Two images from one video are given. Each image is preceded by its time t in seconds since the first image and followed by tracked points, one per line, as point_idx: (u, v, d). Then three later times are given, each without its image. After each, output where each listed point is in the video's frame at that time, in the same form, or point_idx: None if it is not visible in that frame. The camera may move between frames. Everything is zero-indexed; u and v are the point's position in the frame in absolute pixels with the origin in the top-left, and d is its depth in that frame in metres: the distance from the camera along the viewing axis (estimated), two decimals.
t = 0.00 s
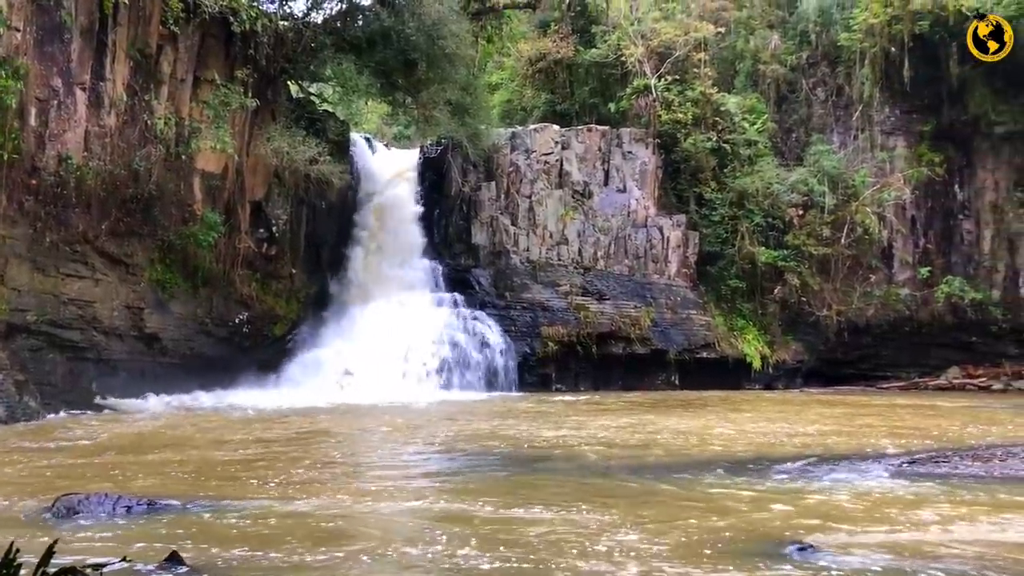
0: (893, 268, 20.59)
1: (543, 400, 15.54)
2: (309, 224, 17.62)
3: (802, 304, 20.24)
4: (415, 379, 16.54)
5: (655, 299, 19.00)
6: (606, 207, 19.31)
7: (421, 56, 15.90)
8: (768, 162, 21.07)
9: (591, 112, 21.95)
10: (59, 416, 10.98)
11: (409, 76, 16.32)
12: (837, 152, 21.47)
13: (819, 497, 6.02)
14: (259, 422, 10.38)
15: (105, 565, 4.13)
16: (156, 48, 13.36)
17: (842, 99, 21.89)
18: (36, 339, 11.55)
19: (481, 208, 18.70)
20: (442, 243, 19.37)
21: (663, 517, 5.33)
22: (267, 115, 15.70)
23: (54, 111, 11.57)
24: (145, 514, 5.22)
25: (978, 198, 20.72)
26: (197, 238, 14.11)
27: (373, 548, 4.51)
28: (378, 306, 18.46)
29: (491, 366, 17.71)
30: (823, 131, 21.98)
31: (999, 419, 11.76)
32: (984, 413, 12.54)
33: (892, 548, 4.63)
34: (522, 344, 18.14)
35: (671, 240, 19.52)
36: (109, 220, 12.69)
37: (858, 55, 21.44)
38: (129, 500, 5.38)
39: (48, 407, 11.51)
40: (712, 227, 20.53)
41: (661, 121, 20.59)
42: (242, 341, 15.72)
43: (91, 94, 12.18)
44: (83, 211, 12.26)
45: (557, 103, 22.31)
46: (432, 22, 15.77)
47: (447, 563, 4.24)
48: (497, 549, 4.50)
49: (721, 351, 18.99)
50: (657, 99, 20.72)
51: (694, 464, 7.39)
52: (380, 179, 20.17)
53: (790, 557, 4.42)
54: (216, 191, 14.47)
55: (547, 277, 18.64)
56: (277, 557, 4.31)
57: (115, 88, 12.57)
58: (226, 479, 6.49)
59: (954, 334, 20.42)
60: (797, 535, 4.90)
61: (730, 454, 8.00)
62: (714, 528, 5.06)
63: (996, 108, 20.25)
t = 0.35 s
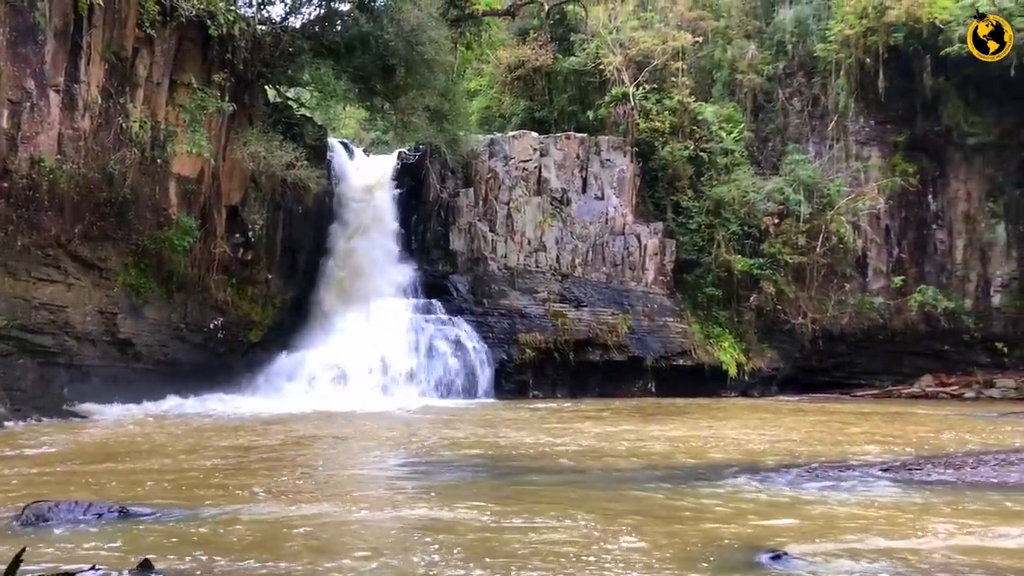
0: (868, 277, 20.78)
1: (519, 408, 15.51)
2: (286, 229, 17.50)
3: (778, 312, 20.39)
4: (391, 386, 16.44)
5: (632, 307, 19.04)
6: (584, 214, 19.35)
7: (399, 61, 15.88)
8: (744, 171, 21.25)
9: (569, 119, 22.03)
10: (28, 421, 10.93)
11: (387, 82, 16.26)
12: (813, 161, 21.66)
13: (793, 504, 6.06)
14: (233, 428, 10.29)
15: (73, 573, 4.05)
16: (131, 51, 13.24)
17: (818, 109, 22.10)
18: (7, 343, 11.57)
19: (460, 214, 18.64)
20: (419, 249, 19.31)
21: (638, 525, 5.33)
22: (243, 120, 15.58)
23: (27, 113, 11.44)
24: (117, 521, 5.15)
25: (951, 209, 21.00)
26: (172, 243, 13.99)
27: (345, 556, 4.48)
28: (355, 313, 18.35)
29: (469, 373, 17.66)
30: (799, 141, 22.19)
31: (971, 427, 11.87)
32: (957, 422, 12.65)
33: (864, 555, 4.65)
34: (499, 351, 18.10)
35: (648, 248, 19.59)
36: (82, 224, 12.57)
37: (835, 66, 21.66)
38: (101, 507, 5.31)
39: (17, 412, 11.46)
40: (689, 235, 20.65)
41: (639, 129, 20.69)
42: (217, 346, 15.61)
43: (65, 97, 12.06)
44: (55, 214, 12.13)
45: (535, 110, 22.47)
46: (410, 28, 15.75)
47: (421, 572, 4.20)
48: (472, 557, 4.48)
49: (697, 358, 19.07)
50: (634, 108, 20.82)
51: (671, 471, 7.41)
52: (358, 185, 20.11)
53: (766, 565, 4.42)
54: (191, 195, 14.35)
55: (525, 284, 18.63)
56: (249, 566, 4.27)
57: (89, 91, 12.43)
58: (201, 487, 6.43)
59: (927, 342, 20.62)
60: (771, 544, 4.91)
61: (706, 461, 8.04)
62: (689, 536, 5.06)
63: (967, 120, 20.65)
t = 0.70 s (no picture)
0: (845, 280, 20.92)
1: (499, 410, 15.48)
2: (265, 229, 17.37)
3: (756, 315, 20.50)
4: (370, 387, 16.37)
5: (612, 309, 19.06)
6: (564, 216, 19.38)
7: (380, 62, 15.78)
8: (723, 175, 21.39)
9: (550, 122, 22.05)
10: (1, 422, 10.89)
11: (367, 83, 16.17)
12: (791, 165, 21.80)
13: (771, 508, 6.06)
14: (212, 431, 10.20)
15: None
16: (109, 49, 13.11)
17: (796, 114, 22.24)
18: None
19: (440, 216, 18.60)
20: (400, 251, 19.24)
21: (617, 528, 5.32)
22: (222, 120, 15.44)
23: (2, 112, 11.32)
24: (92, 525, 5.08)
25: (927, 213, 21.22)
26: (149, 243, 13.86)
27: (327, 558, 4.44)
28: (335, 314, 18.23)
29: (450, 375, 17.58)
30: (778, 145, 22.34)
31: (948, 430, 11.99)
32: (933, 425, 12.73)
33: (843, 557, 4.66)
34: (479, 353, 18.07)
35: (628, 251, 19.63)
36: (58, 224, 12.45)
37: (814, 71, 21.82)
38: (75, 511, 5.23)
39: None
40: (669, 237, 20.72)
41: (619, 131, 20.74)
42: (195, 348, 15.44)
43: (41, 95, 11.92)
44: (30, 213, 12.00)
45: (515, 113, 22.45)
46: (391, 28, 15.63)
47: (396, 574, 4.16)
48: (454, 558, 4.47)
49: (677, 361, 19.13)
50: (615, 110, 20.86)
51: (652, 474, 7.42)
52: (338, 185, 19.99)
53: (747, 567, 4.41)
54: (170, 196, 14.24)
55: (505, 286, 18.61)
56: (230, 567, 4.23)
57: (65, 89, 12.28)
58: (180, 490, 6.37)
59: (903, 346, 20.81)
60: (751, 546, 4.90)
61: (685, 463, 8.04)
62: (667, 539, 5.05)
63: (943, 125, 20.95)
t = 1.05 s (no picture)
0: (826, 278, 21.09)
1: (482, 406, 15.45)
2: (247, 225, 17.28)
3: (738, 313, 20.59)
4: (353, 384, 16.29)
5: (595, 306, 19.08)
6: (548, 213, 19.40)
7: (363, 57, 15.72)
8: (706, 173, 21.51)
9: (533, 119, 22.03)
10: None
11: (350, 78, 16.08)
12: (774, 163, 21.90)
13: (750, 503, 6.11)
14: (194, 427, 10.13)
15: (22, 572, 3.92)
16: (89, 42, 12.96)
17: (779, 112, 22.37)
18: None
19: (423, 212, 18.54)
20: (383, 247, 19.19)
21: (599, 523, 5.34)
22: (204, 114, 15.32)
23: None
24: (69, 522, 5.04)
25: (908, 212, 21.41)
26: (129, 238, 13.77)
27: (311, 553, 4.43)
28: (317, 310, 18.14)
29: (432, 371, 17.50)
30: (761, 143, 22.47)
31: (929, 427, 12.09)
32: (913, 422, 12.85)
33: (822, 552, 4.69)
34: (462, 350, 18.02)
35: (611, 248, 19.68)
36: (37, 217, 12.29)
37: (798, 70, 21.94)
38: (53, 508, 5.19)
39: None
40: (651, 235, 20.80)
41: (602, 128, 20.76)
42: (175, 344, 15.38)
43: (19, 87, 11.81)
44: (9, 207, 11.88)
45: (499, 109, 22.40)
46: (375, 24, 15.58)
47: (377, 569, 4.14)
48: (439, 553, 4.46)
49: (660, 358, 19.19)
50: (598, 107, 20.89)
51: (637, 470, 7.44)
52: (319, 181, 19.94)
53: (727, 563, 4.43)
54: (150, 191, 14.13)
55: (488, 283, 18.57)
56: (212, 563, 4.21)
57: (44, 82, 12.12)
58: (162, 486, 6.32)
59: (883, 344, 20.97)
60: (731, 541, 4.93)
61: (666, 460, 8.08)
62: (648, 535, 5.07)
63: (924, 125, 21.18)
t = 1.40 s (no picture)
0: (809, 277, 21.24)
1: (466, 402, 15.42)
2: (231, 219, 17.21)
3: (722, 310, 20.67)
4: (336, 380, 16.23)
5: (579, 303, 19.11)
6: (533, 210, 19.41)
7: (349, 52, 15.67)
8: (691, 170, 21.61)
9: (519, 116, 21.93)
10: None
11: (335, 73, 16.05)
12: (758, 161, 21.99)
13: (734, 499, 6.16)
14: (177, 423, 10.06)
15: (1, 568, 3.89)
16: (72, 34, 12.86)
17: (763, 111, 22.49)
18: None
19: (408, 208, 18.50)
20: (368, 242, 19.13)
21: (584, 519, 5.36)
22: (189, 107, 15.23)
23: None
24: (50, 517, 5.00)
25: (891, 211, 21.59)
26: (112, 232, 13.73)
27: (300, 550, 4.40)
28: (301, 305, 18.04)
29: (416, 367, 17.45)
30: (746, 141, 22.58)
31: (911, 424, 12.19)
32: (895, 420, 12.96)
33: (805, 549, 4.72)
34: (446, 346, 17.98)
35: (596, 245, 19.74)
36: (17, 211, 12.57)
37: (783, 68, 22.06)
38: (34, 503, 5.16)
39: None
40: (636, 232, 20.87)
41: (588, 124, 20.79)
42: (157, 338, 15.30)
43: None
44: None
45: (485, 105, 22.24)
46: (361, 18, 15.53)
47: (363, 566, 4.14)
48: (424, 549, 4.46)
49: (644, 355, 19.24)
50: (584, 104, 20.92)
51: (621, 466, 7.47)
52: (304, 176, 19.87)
53: (711, 560, 4.45)
54: (133, 184, 14.04)
55: (474, 279, 18.53)
56: (195, 559, 4.19)
57: (26, 73, 12.11)
58: (146, 481, 6.30)
59: (865, 341, 21.13)
60: (716, 538, 4.95)
61: (651, 456, 8.13)
62: (632, 530, 5.10)
63: (907, 124, 21.38)
